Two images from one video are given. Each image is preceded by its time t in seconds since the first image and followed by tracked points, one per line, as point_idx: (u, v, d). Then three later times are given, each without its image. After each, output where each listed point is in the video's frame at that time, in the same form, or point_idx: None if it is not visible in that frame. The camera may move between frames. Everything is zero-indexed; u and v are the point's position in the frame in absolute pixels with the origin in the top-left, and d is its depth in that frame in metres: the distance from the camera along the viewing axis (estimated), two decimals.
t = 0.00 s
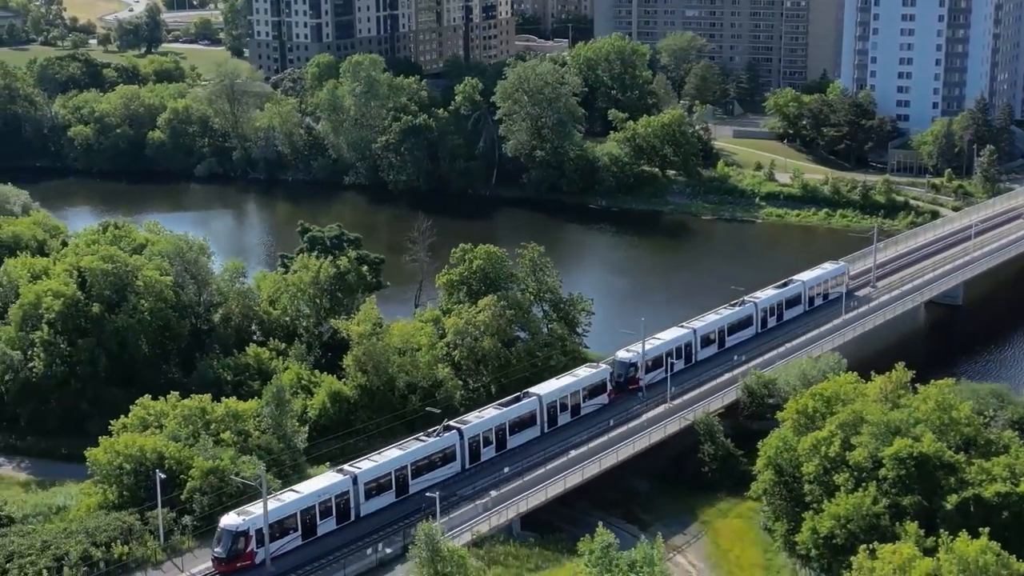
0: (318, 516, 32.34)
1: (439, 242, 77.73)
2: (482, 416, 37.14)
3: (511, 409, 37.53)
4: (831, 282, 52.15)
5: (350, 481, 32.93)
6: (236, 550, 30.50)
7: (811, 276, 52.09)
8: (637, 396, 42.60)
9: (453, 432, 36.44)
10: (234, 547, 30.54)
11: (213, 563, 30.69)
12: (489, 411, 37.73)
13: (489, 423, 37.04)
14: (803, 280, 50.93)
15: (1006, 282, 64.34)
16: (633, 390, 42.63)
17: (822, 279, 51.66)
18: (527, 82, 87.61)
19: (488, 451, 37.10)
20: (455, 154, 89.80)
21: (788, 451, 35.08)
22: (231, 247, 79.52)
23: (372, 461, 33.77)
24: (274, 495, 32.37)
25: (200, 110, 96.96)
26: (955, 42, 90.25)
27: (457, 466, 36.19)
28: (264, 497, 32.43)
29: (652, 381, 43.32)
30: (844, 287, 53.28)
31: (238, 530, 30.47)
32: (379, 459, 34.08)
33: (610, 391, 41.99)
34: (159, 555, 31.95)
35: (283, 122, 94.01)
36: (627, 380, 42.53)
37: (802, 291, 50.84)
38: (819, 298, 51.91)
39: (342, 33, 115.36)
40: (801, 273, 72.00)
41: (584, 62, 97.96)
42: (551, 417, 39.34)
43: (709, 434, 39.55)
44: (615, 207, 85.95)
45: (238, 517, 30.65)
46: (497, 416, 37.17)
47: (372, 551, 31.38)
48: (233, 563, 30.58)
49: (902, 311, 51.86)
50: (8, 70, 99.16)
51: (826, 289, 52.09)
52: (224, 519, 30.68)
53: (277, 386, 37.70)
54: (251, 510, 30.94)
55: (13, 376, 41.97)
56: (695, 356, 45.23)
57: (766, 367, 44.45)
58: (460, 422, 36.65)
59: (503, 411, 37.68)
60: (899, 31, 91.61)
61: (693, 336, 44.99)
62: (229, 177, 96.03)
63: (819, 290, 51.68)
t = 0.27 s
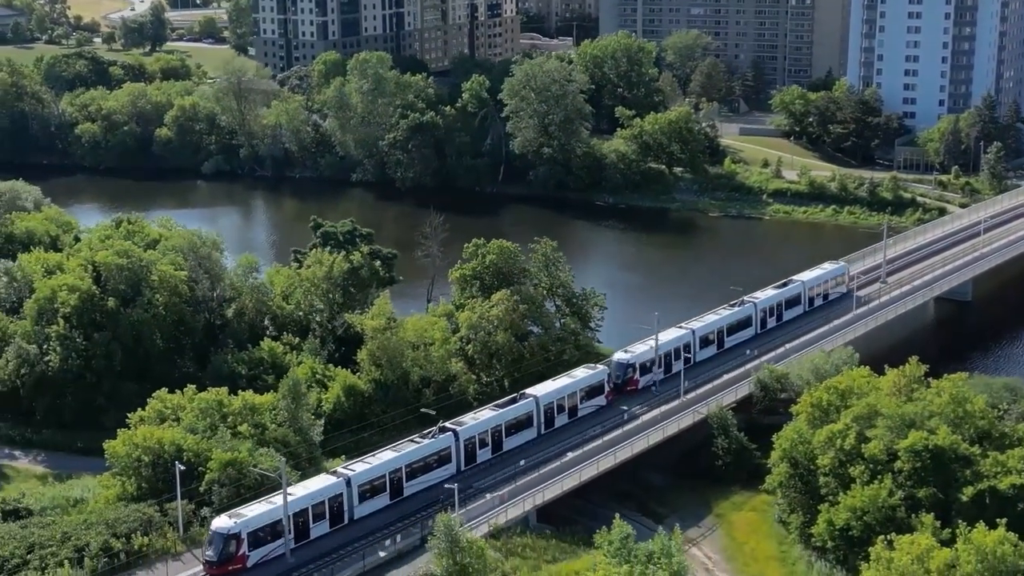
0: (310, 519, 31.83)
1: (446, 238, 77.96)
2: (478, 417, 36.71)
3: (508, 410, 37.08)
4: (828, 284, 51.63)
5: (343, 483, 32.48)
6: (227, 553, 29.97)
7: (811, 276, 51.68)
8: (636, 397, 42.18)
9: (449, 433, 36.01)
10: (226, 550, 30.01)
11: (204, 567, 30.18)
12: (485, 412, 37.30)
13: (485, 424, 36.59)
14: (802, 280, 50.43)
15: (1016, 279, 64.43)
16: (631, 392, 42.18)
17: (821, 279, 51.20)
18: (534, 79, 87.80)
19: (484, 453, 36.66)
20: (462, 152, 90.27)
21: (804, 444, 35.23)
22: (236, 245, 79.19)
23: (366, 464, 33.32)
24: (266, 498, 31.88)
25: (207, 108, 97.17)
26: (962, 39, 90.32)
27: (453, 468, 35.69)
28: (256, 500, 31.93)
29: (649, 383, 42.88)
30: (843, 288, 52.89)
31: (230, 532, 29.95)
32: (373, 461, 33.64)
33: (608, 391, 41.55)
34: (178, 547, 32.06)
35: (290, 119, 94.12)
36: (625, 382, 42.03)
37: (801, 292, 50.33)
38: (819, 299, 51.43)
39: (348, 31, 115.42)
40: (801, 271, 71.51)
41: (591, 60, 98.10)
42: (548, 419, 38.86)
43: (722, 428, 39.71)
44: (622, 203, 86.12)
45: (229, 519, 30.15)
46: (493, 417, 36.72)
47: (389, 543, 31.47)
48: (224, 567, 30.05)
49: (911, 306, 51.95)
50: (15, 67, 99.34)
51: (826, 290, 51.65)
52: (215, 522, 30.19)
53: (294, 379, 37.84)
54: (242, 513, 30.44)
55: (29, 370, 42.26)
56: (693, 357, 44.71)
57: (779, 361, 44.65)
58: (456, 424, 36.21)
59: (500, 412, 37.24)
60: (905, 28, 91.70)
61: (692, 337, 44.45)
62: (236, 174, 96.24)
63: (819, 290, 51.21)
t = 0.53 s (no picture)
0: (304, 521, 31.39)
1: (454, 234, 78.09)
2: (475, 418, 36.34)
3: (505, 411, 36.67)
4: (829, 284, 51.16)
5: (337, 485, 32.03)
6: (218, 556, 29.57)
7: (811, 276, 51.24)
8: (635, 398, 41.86)
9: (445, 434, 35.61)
10: (218, 553, 29.63)
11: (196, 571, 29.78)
12: (481, 413, 36.92)
13: (481, 426, 36.19)
14: (802, 280, 49.99)
15: None
16: (628, 393, 41.85)
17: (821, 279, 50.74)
18: (541, 77, 88.03)
19: (479, 454, 36.26)
20: (469, 149, 90.42)
21: (819, 437, 35.37)
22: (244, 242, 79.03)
23: (360, 466, 32.92)
24: (259, 500, 31.46)
25: (215, 106, 97.36)
26: (968, 37, 90.52)
27: (448, 470, 35.30)
28: (249, 502, 31.52)
29: (648, 383, 42.57)
30: (843, 288, 52.45)
31: (221, 535, 29.56)
32: (367, 463, 33.25)
33: (607, 392, 41.20)
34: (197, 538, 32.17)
35: (297, 117, 94.26)
36: (622, 383, 41.70)
37: (801, 291, 49.86)
38: (819, 299, 50.96)
39: (354, 29, 115.52)
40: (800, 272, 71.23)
41: (597, 57, 98.13)
42: (545, 420, 38.53)
43: (735, 421, 39.81)
44: (629, 200, 86.29)
45: (221, 522, 29.76)
46: (490, 418, 36.30)
47: (407, 535, 31.66)
48: (216, 571, 29.64)
49: (921, 302, 52.00)
50: (22, 65, 99.49)
51: (826, 290, 51.21)
52: (207, 525, 29.80)
53: (309, 372, 38.07)
54: (234, 515, 30.04)
55: (45, 364, 42.30)
56: (692, 358, 44.29)
57: (791, 355, 44.78)
58: (452, 425, 35.81)
59: (497, 413, 36.83)
60: (912, 26, 91.86)
61: (691, 337, 44.03)
62: (243, 172, 96.38)
63: (819, 290, 50.75)
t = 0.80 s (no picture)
0: (296, 524, 31.00)
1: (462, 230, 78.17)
2: (470, 419, 35.82)
3: (501, 412, 36.18)
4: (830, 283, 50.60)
5: (331, 488, 31.58)
6: (210, 559, 29.18)
7: (811, 276, 50.59)
8: (633, 399, 41.41)
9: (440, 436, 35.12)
10: (208, 557, 29.24)
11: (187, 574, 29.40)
12: (478, 414, 36.44)
13: (477, 427, 35.66)
14: (802, 280, 49.34)
15: None
16: (626, 394, 41.39)
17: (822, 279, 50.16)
18: (548, 74, 88.29)
19: (476, 456, 35.71)
20: (476, 147, 90.57)
21: (833, 429, 35.55)
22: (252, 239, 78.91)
23: (354, 468, 32.49)
24: (251, 502, 31.06)
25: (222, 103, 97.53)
26: (974, 34, 90.63)
27: (443, 472, 34.83)
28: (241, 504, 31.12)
29: (647, 384, 42.10)
30: (843, 287, 51.73)
31: (213, 538, 29.19)
32: (360, 465, 32.78)
33: (605, 393, 40.75)
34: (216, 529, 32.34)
35: (303, 114, 94.40)
36: (620, 384, 41.26)
37: (801, 291, 49.23)
38: (819, 299, 50.32)
39: (360, 27, 115.55)
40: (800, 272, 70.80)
41: (603, 54, 98.16)
42: (542, 422, 38.02)
43: (748, 415, 39.97)
44: (636, 197, 86.47)
45: (212, 524, 29.38)
46: (485, 420, 35.79)
47: (425, 526, 31.91)
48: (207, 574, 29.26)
49: (931, 297, 52.00)
50: (29, 63, 99.59)
51: (826, 290, 50.53)
52: (198, 527, 29.43)
53: (325, 366, 38.21)
54: (226, 518, 29.67)
55: (60, 358, 42.68)
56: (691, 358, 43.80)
57: (803, 350, 44.91)
58: (447, 426, 35.31)
59: (493, 414, 36.35)
60: (918, 23, 92.00)
61: (690, 338, 43.50)
62: (250, 170, 96.52)
63: (819, 290, 50.11)
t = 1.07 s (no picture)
0: (288, 528, 30.53)
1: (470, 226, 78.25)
2: (465, 421, 35.34)
3: (497, 413, 35.73)
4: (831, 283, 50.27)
5: (325, 490, 31.12)
6: (200, 563, 28.74)
7: (811, 276, 50.25)
8: (631, 400, 41.02)
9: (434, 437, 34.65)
10: (199, 560, 28.79)
11: None
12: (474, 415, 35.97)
13: (472, 429, 35.21)
14: (802, 280, 48.99)
15: None
16: (624, 395, 40.99)
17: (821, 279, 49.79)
18: (554, 72, 88.64)
19: (471, 458, 35.24)
20: (483, 144, 90.66)
21: (848, 422, 35.73)
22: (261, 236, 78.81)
23: (348, 469, 32.01)
24: (243, 504, 30.57)
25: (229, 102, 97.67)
26: (980, 32, 90.68)
27: (439, 473, 34.40)
28: (232, 506, 30.63)
29: (644, 385, 41.71)
30: (843, 288, 51.47)
31: (203, 541, 28.73)
32: (354, 467, 32.29)
33: (603, 394, 40.37)
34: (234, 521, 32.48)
35: (310, 112, 94.52)
36: (618, 385, 40.87)
37: (801, 292, 48.89)
38: (818, 299, 49.93)
39: (366, 26, 115.63)
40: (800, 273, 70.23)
41: (609, 53, 98.53)
42: (540, 422, 37.54)
43: (761, 408, 40.08)
44: (642, 195, 86.61)
45: (203, 528, 28.90)
46: (481, 421, 35.34)
47: (442, 518, 32.05)
48: None
49: (941, 293, 52.07)
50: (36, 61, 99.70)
51: (826, 290, 50.23)
52: (188, 530, 28.98)
53: (340, 360, 38.54)
54: (216, 521, 29.18)
55: (75, 353, 42.98)
56: (690, 359, 43.42)
57: (816, 344, 45.03)
58: (442, 428, 34.83)
59: (489, 415, 35.88)
60: (923, 22, 92.14)
61: (687, 339, 43.12)
62: (256, 168, 96.63)
63: (819, 290, 49.77)
